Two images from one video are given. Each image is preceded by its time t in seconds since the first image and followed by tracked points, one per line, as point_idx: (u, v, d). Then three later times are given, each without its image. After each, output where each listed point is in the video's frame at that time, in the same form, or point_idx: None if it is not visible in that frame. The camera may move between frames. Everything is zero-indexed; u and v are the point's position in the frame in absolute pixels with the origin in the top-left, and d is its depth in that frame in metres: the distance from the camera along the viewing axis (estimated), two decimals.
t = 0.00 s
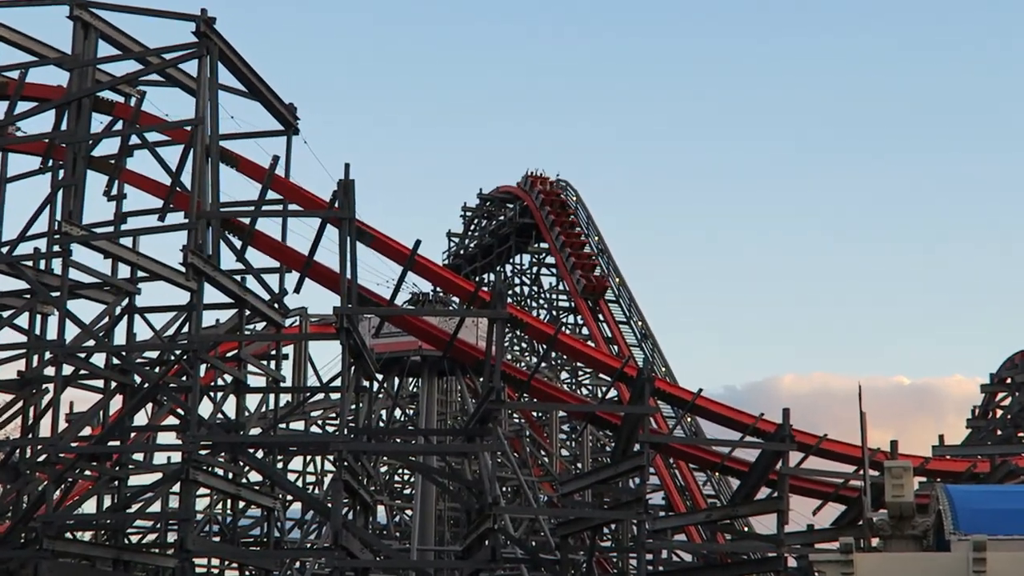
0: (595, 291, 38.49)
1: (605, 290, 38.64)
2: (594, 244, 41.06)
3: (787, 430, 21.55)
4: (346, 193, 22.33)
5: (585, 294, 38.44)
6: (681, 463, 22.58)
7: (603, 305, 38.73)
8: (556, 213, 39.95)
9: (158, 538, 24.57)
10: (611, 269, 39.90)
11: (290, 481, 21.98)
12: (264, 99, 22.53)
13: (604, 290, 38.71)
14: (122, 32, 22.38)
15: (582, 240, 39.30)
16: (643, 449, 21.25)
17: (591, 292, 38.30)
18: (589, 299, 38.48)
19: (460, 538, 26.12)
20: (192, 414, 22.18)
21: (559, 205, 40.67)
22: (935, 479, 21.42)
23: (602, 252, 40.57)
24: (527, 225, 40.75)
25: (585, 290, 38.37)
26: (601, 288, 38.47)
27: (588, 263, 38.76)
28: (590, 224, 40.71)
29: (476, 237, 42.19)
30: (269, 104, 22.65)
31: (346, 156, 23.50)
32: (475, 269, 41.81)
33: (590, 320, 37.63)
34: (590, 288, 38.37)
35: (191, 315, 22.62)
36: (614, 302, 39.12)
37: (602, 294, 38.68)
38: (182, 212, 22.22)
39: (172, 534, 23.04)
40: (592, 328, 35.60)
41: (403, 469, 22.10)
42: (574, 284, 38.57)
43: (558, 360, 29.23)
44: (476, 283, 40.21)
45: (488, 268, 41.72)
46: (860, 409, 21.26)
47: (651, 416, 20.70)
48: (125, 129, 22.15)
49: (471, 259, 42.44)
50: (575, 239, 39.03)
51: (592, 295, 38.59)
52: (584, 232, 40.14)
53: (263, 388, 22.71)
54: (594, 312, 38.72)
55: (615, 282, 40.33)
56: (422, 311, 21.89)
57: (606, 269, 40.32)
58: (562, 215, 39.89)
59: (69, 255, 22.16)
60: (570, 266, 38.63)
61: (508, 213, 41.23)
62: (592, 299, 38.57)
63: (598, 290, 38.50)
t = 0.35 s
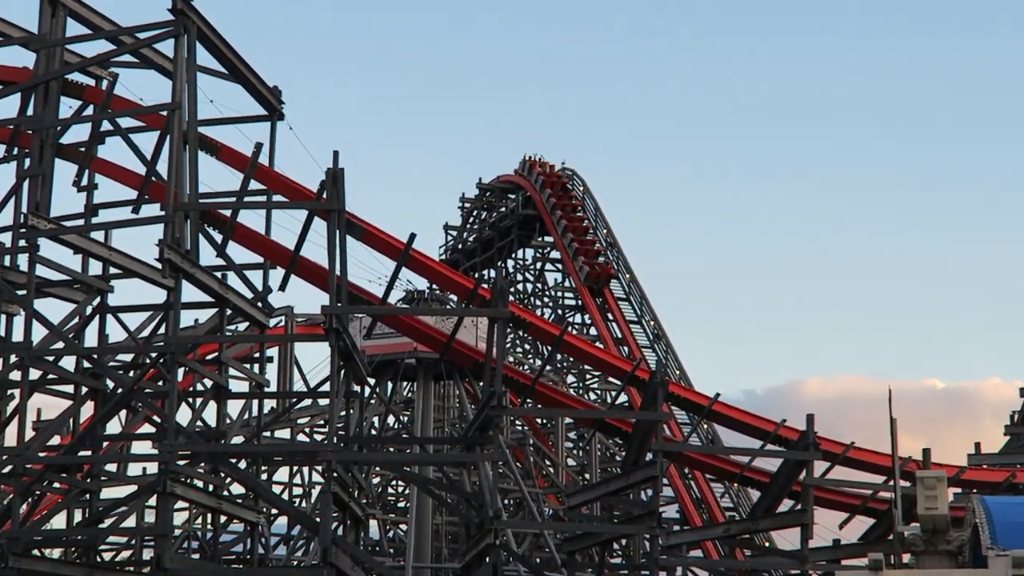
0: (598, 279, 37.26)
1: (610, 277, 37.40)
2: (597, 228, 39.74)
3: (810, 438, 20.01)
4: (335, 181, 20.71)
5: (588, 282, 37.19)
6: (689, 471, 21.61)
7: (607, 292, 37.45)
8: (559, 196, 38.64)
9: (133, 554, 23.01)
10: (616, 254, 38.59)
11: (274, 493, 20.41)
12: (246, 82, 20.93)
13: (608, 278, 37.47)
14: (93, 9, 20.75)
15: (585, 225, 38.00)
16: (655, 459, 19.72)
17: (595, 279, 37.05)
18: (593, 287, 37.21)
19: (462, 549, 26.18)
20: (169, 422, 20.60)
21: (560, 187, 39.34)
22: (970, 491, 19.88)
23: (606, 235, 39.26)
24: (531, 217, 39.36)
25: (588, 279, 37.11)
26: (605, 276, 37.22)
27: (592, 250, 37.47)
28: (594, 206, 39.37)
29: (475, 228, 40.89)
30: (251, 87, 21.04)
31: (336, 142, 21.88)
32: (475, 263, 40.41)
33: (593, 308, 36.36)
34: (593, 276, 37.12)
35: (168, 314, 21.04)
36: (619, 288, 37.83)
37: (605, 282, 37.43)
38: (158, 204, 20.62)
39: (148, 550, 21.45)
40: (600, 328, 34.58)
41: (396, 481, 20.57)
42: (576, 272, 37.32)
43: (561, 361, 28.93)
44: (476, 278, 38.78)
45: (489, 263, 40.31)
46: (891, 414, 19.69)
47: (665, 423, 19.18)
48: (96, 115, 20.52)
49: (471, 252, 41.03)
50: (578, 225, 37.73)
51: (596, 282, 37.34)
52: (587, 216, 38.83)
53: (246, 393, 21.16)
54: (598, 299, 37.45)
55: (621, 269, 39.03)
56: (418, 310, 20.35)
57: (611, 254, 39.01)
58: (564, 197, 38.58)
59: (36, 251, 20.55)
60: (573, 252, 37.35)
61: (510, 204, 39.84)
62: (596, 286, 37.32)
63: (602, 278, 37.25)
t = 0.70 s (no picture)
0: (601, 270, 36.35)
1: (614, 269, 36.50)
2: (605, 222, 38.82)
3: (835, 452, 18.59)
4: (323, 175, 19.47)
5: (591, 274, 36.30)
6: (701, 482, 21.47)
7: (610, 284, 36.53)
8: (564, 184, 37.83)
9: None
10: (621, 246, 37.74)
11: (258, 511, 19.01)
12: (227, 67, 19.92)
13: (612, 270, 36.57)
14: None
15: (589, 214, 37.15)
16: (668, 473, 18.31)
17: (598, 270, 36.13)
18: (595, 279, 36.32)
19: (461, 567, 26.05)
20: (145, 435, 19.18)
21: (564, 176, 38.53)
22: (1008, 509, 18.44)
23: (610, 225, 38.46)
24: (533, 213, 38.44)
25: (590, 270, 36.25)
26: (609, 267, 36.30)
27: (594, 239, 36.63)
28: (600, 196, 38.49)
29: (475, 225, 39.97)
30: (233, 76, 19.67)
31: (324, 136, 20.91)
32: (474, 262, 39.44)
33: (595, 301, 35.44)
34: (596, 267, 36.25)
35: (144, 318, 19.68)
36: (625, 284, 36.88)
37: (610, 274, 36.52)
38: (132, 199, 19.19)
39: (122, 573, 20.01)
40: (609, 334, 34.14)
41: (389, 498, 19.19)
42: (579, 263, 36.45)
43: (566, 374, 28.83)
44: (475, 279, 37.77)
45: (489, 262, 39.30)
46: (920, 428, 18.33)
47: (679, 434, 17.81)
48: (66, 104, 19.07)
49: (470, 252, 40.06)
50: (580, 214, 36.90)
51: (599, 274, 36.45)
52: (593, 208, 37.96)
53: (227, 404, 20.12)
54: (601, 292, 36.48)
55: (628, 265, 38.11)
56: (411, 313, 19.02)
57: (617, 249, 38.14)
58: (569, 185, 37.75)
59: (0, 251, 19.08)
60: (575, 242, 36.50)
61: (510, 201, 38.97)
62: (599, 279, 36.42)
63: (606, 269, 36.36)
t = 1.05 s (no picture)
0: (609, 256, 36.72)
1: (622, 254, 36.85)
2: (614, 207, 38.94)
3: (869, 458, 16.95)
4: (313, 160, 19.16)
5: (598, 259, 36.65)
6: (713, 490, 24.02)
7: (621, 278, 36.79)
8: (569, 166, 37.89)
9: None
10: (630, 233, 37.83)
11: (242, 529, 17.69)
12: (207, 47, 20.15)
13: (620, 255, 36.80)
14: None
15: (594, 196, 37.27)
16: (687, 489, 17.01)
17: (606, 256, 36.44)
18: (603, 265, 36.69)
19: None
20: (122, 446, 17.76)
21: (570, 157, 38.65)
22: None
23: (622, 215, 38.39)
24: (540, 205, 38.10)
25: (598, 255, 36.58)
26: (617, 253, 36.65)
27: (601, 223, 36.87)
28: (609, 181, 38.65)
29: (477, 217, 39.68)
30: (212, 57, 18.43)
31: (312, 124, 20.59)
32: (478, 256, 39.35)
33: (606, 292, 35.82)
34: (604, 252, 36.57)
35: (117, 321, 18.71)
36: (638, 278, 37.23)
37: (618, 259, 36.87)
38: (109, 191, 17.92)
39: None
40: (621, 334, 34.59)
41: (387, 514, 17.91)
42: (586, 248, 36.76)
43: (573, 380, 31.07)
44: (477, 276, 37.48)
45: (491, 256, 39.14)
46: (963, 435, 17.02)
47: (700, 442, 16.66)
48: (35, 89, 17.61)
49: (471, 247, 39.93)
50: (586, 196, 37.06)
51: (607, 259, 36.79)
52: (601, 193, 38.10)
53: (208, 412, 19.28)
54: (613, 286, 36.76)
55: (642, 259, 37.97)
56: (409, 315, 18.06)
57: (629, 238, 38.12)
58: (572, 165, 37.87)
59: None
60: (581, 226, 36.69)
61: (516, 190, 38.62)
62: (607, 264, 36.78)
63: (614, 255, 36.69)
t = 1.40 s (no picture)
0: (611, 250, 35.96)
1: (624, 249, 36.11)
2: (621, 207, 38.09)
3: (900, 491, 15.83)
4: (298, 160, 18.69)
5: (600, 253, 35.87)
6: (740, 516, 25.65)
7: (628, 283, 35.91)
8: (570, 157, 37.28)
9: None
10: (637, 227, 36.95)
11: (223, 556, 16.53)
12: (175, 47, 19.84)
13: (623, 247, 36.01)
14: None
15: (596, 186, 36.62)
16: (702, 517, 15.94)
17: (608, 249, 35.67)
18: (605, 259, 35.92)
19: None
20: (94, 467, 16.57)
21: (570, 148, 38.10)
22: None
23: (630, 216, 37.36)
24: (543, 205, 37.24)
25: (599, 249, 35.79)
26: (619, 247, 35.88)
27: (603, 216, 36.08)
28: (616, 182, 37.81)
29: (477, 218, 38.80)
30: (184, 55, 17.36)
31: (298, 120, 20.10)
32: (477, 261, 38.45)
33: (612, 296, 34.97)
34: (606, 246, 35.79)
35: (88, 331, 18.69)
36: (647, 283, 36.37)
37: (620, 254, 36.12)
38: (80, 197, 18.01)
39: None
40: (629, 344, 34.07)
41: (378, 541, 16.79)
42: (587, 242, 35.98)
43: (580, 394, 31.96)
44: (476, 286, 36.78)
45: (491, 263, 38.22)
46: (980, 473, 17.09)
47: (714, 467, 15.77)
48: None
49: (470, 252, 39.07)
50: (587, 186, 36.34)
51: (610, 254, 36.04)
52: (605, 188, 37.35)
53: (187, 429, 19.38)
54: (620, 290, 35.85)
55: (652, 264, 37.00)
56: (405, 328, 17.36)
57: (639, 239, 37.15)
58: (571, 154, 37.29)
59: None
60: (582, 218, 35.93)
61: (518, 193, 37.69)
62: (609, 258, 36.03)
63: (616, 249, 35.93)
